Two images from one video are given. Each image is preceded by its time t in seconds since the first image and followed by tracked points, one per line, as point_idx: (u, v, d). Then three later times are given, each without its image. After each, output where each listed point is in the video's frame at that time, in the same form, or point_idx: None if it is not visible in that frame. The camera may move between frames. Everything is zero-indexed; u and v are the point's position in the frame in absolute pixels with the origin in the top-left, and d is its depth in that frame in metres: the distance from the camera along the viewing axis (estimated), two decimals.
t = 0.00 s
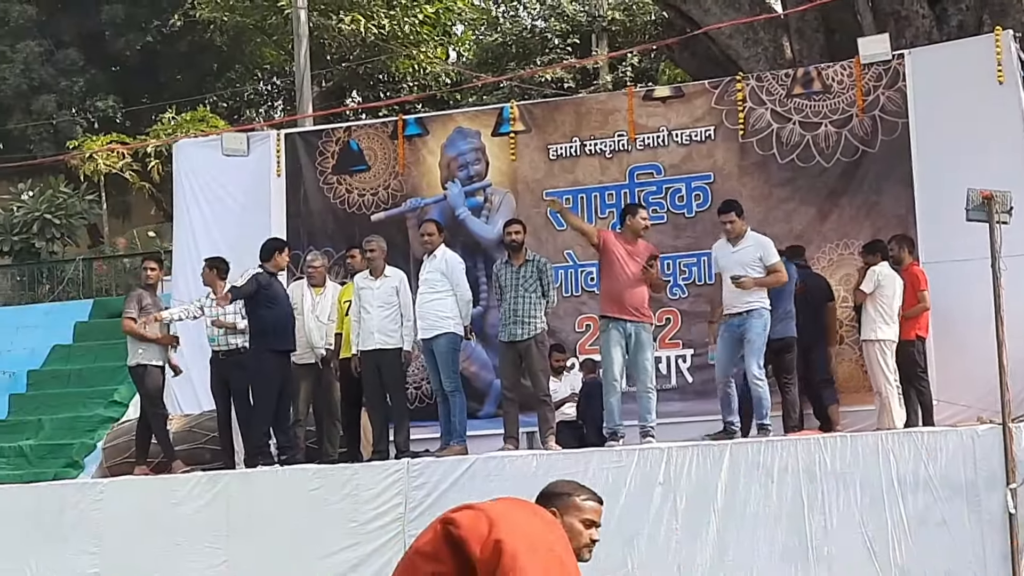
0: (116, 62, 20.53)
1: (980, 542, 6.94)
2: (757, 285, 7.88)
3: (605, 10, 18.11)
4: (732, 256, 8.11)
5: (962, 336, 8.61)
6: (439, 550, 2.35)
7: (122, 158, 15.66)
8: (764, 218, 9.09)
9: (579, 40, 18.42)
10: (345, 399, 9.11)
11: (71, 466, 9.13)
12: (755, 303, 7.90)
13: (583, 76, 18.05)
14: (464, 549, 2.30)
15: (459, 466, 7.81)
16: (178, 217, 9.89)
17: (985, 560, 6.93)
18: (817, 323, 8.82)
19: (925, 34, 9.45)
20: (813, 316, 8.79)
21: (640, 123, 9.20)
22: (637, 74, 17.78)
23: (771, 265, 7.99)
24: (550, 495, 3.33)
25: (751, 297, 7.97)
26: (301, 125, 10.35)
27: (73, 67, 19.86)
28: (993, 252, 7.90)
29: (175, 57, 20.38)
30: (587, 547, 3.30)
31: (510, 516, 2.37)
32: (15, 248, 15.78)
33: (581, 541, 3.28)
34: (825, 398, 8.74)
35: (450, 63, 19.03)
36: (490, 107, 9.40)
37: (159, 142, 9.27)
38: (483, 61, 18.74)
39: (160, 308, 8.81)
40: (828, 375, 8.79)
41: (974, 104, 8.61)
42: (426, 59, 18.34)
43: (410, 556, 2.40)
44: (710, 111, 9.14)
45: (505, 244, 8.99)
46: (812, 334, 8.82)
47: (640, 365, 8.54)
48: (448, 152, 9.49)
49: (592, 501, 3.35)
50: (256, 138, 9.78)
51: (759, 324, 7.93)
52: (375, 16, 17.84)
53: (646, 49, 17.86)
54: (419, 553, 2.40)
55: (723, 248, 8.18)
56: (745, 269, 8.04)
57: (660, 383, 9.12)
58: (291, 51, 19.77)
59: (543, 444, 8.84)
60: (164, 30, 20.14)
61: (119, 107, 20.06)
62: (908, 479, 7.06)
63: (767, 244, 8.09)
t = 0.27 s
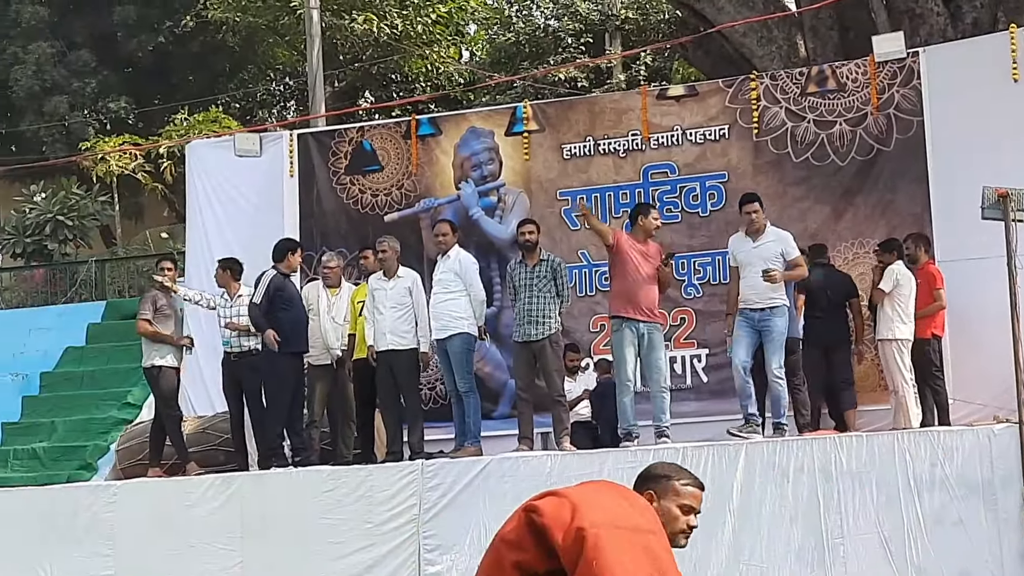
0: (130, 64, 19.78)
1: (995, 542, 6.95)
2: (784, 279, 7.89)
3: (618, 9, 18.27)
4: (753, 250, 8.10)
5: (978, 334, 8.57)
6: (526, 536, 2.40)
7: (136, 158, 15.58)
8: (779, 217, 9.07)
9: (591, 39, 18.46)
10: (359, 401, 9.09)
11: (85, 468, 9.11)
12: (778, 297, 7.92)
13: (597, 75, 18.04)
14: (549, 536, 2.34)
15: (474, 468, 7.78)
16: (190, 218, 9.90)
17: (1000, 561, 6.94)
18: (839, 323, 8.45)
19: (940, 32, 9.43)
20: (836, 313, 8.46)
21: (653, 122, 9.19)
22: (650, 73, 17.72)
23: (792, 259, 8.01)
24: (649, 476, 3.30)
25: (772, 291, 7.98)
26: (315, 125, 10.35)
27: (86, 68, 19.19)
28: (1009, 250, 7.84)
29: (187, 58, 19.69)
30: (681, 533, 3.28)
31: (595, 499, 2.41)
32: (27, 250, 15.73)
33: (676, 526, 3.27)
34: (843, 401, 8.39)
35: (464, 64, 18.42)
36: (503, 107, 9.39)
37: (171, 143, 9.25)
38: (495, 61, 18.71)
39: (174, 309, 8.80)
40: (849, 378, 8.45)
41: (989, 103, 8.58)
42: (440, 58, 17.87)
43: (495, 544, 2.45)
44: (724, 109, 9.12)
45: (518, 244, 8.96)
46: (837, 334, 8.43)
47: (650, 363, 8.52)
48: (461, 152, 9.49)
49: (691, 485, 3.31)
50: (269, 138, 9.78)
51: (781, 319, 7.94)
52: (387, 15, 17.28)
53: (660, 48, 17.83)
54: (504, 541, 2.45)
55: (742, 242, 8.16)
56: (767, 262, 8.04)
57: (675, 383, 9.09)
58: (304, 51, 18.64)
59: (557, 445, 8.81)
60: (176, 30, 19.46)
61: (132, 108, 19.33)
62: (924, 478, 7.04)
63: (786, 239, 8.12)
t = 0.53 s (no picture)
0: (141, 65, 19.64)
1: (1010, 543, 6.81)
2: (785, 280, 7.89)
3: (629, 9, 18.35)
4: (758, 249, 8.10)
5: (992, 334, 8.56)
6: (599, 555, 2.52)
7: (148, 159, 15.58)
8: (791, 217, 9.08)
9: (603, 40, 18.66)
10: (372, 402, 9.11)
11: (97, 469, 9.11)
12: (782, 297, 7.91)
13: (607, 77, 18.11)
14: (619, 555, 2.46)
15: (485, 468, 7.71)
16: (203, 218, 9.93)
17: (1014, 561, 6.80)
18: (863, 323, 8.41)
19: (951, 32, 9.45)
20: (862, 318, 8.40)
21: (665, 123, 9.21)
22: (662, 73, 17.77)
23: (797, 260, 7.99)
24: (741, 483, 3.18)
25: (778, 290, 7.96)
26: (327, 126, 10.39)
27: (98, 70, 18.96)
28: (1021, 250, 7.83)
29: (200, 59, 19.70)
30: (774, 543, 3.15)
31: (665, 515, 2.52)
32: (40, 251, 15.78)
33: (768, 536, 3.14)
34: (863, 400, 8.31)
35: (474, 64, 18.46)
36: (515, 107, 9.42)
37: (184, 144, 9.26)
38: (507, 61, 18.79)
39: (188, 309, 8.80)
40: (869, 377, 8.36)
41: (999, 102, 8.61)
42: (451, 59, 17.76)
43: (571, 561, 2.58)
44: (735, 109, 9.14)
45: (531, 244, 8.96)
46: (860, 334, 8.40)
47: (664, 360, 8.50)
48: (473, 152, 9.52)
49: (785, 493, 3.16)
50: (281, 139, 9.80)
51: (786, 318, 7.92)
52: (399, 16, 17.23)
53: (671, 48, 17.89)
54: (578, 559, 2.58)
55: (748, 241, 8.16)
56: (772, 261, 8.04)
57: (688, 383, 9.10)
58: (314, 50, 18.57)
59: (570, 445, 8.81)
60: (189, 32, 19.34)
61: (145, 109, 19.29)
62: (937, 477, 6.92)
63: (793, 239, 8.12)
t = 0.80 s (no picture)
0: (150, 70, 19.56)
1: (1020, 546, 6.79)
2: (774, 282, 7.84)
3: (638, 13, 18.43)
4: (754, 251, 8.01)
5: (1002, 338, 8.54)
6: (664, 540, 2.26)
7: (156, 163, 15.55)
8: (799, 221, 9.09)
9: (612, 44, 18.79)
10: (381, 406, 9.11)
11: (106, 474, 9.11)
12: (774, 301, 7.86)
13: (615, 80, 18.13)
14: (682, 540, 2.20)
15: (495, 473, 7.68)
16: (211, 223, 9.95)
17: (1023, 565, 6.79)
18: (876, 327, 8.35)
19: (960, 36, 9.46)
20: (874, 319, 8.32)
21: (674, 127, 9.22)
22: (670, 77, 17.77)
23: (793, 261, 7.89)
24: (815, 472, 3.03)
25: (772, 293, 7.90)
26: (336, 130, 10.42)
27: (106, 74, 18.91)
28: None
29: (208, 64, 19.62)
30: (850, 533, 3.00)
31: (729, 501, 2.23)
32: (48, 255, 15.76)
33: (843, 525, 2.98)
34: (874, 404, 8.29)
35: (483, 69, 18.27)
36: (524, 111, 9.43)
37: (193, 148, 9.27)
38: (516, 65, 18.63)
39: (198, 313, 8.79)
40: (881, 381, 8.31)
41: (1010, 106, 8.56)
42: (459, 63, 17.71)
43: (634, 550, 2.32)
44: (744, 113, 9.15)
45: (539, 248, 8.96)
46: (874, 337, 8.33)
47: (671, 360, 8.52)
48: (482, 156, 9.54)
49: (862, 481, 3.00)
50: (289, 143, 9.82)
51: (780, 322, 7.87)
52: (407, 20, 17.24)
53: (679, 52, 17.89)
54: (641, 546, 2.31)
55: (745, 243, 8.09)
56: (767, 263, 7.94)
57: (696, 387, 9.10)
58: (322, 53, 18.39)
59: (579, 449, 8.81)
60: (197, 36, 19.35)
61: (153, 113, 19.29)
62: (946, 482, 6.89)
63: (790, 240, 8.01)
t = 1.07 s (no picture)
0: (159, 75, 19.67)
1: None
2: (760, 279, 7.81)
3: (647, 18, 18.35)
4: (750, 254, 8.06)
5: (1011, 343, 8.52)
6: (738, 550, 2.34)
7: (165, 170, 15.62)
8: (808, 226, 9.09)
9: (620, 49, 18.72)
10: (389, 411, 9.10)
11: (114, 479, 9.12)
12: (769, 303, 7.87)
13: (624, 85, 18.16)
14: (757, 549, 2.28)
15: (503, 478, 7.68)
16: (220, 228, 9.96)
17: None
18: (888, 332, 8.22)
19: (969, 41, 9.45)
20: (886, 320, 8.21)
21: (682, 132, 9.22)
22: (679, 82, 17.79)
23: (784, 261, 7.86)
24: (895, 480, 3.08)
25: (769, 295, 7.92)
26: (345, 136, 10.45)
27: (115, 79, 18.94)
28: None
29: (217, 70, 19.71)
30: (931, 541, 3.01)
31: (806, 509, 2.32)
32: (57, 261, 15.77)
33: (925, 534, 3.00)
34: (884, 409, 8.25)
35: (491, 75, 18.39)
36: (532, 117, 9.44)
37: (202, 154, 9.27)
38: (525, 71, 18.79)
39: (207, 318, 8.80)
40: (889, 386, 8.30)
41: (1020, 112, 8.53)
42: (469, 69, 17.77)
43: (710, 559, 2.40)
44: (752, 119, 9.15)
45: (547, 254, 8.95)
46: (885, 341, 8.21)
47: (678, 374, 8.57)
48: (490, 162, 9.55)
49: (943, 487, 3.03)
50: (298, 149, 9.83)
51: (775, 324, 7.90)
52: (415, 25, 17.23)
53: (688, 58, 17.91)
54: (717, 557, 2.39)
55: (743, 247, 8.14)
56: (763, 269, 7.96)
57: (705, 393, 9.10)
58: (332, 61, 18.75)
59: (587, 454, 8.81)
60: (206, 42, 19.41)
61: (162, 119, 19.32)
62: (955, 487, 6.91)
63: (785, 242, 7.97)
